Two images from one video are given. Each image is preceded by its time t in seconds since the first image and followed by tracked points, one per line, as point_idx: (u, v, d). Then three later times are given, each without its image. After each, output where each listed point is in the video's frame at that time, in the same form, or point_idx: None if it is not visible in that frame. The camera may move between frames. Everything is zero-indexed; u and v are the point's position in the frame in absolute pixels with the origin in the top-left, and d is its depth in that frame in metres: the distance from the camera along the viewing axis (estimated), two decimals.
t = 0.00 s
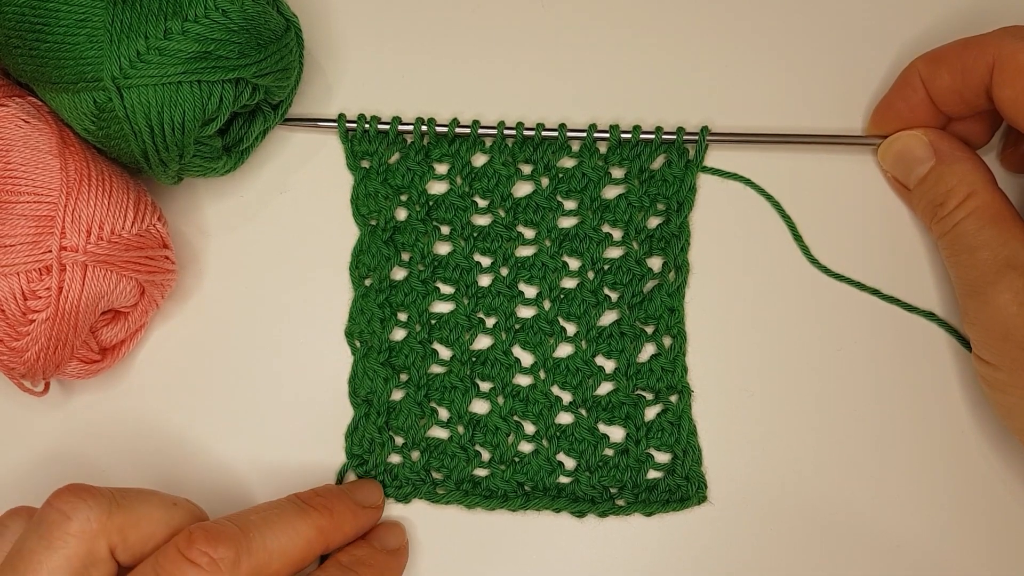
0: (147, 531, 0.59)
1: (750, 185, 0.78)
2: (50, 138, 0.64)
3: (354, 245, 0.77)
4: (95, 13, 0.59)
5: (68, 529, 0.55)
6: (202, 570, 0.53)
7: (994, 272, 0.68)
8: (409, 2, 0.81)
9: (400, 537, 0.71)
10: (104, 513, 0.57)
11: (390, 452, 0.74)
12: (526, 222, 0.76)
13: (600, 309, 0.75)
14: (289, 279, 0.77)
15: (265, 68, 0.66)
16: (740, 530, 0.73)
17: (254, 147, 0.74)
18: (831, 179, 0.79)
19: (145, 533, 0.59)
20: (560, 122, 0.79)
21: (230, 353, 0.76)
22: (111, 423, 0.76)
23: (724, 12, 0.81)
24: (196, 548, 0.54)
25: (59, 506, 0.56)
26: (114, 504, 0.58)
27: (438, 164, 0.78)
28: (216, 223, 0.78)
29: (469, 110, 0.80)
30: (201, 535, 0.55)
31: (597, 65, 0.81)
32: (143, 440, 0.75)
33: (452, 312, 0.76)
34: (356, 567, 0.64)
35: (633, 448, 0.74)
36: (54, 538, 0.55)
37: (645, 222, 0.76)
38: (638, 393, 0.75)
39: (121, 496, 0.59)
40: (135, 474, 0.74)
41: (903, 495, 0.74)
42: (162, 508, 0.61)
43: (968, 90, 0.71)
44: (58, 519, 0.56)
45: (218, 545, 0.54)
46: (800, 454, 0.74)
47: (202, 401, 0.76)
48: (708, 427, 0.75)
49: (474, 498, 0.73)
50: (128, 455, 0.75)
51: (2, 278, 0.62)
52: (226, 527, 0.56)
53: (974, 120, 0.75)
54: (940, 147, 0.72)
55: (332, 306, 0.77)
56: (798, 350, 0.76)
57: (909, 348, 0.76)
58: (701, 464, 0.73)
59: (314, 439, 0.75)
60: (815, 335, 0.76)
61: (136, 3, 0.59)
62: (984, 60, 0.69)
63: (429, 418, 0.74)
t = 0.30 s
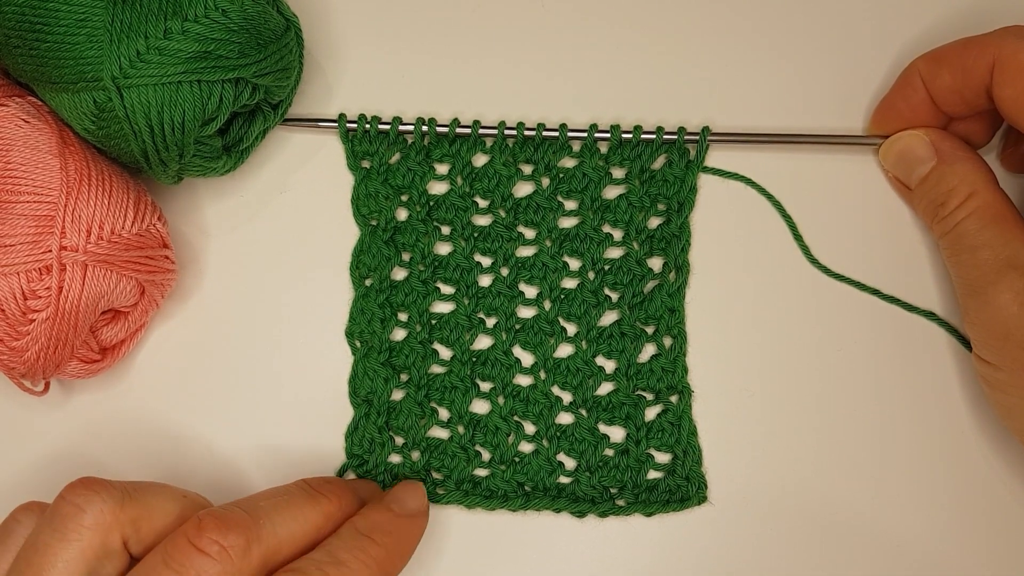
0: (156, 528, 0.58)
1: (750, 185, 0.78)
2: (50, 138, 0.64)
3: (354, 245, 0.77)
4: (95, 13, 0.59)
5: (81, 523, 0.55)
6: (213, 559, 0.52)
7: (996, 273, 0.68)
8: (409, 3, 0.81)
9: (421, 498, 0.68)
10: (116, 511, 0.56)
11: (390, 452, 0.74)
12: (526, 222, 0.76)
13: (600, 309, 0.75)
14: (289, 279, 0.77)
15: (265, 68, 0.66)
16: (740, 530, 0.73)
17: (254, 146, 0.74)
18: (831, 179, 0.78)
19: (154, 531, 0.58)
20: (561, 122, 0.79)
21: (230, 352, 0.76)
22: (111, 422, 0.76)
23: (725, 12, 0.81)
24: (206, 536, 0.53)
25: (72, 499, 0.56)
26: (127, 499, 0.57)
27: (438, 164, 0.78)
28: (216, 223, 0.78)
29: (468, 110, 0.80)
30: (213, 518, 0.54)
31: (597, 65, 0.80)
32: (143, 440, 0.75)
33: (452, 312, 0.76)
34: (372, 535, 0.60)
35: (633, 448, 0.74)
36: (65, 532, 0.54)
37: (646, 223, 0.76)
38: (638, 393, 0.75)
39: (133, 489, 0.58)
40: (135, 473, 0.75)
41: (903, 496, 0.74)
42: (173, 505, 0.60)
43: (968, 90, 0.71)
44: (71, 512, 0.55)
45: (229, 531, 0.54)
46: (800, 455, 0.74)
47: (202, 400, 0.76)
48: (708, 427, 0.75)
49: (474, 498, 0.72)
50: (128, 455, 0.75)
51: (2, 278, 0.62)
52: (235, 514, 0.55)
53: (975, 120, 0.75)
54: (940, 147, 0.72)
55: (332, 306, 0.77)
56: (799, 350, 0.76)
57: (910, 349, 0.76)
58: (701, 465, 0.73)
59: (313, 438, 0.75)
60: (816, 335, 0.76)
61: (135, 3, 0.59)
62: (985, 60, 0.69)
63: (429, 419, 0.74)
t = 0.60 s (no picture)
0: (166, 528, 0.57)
1: (750, 184, 0.78)
2: (50, 138, 0.64)
3: (355, 244, 0.77)
4: (95, 13, 0.59)
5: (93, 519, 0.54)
6: (229, 553, 0.51)
7: (997, 272, 0.67)
8: (410, 3, 0.81)
9: (429, 490, 0.68)
10: (128, 509, 0.55)
11: (390, 453, 0.74)
12: (527, 222, 0.76)
13: (601, 309, 0.75)
14: (289, 279, 0.77)
15: (265, 68, 0.66)
16: (741, 530, 0.73)
17: (255, 147, 0.74)
18: (830, 179, 0.78)
19: (163, 532, 0.57)
20: (562, 122, 0.79)
21: (230, 352, 0.76)
22: (110, 423, 0.75)
23: (725, 12, 0.81)
24: (220, 529, 0.51)
25: (83, 495, 0.55)
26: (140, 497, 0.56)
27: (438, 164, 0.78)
28: (215, 224, 0.78)
29: (468, 110, 0.80)
30: (227, 510, 0.53)
31: (597, 65, 0.80)
32: (143, 440, 0.75)
33: (452, 312, 0.76)
34: (384, 529, 0.60)
35: (633, 448, 0.74)
36: (76, 530, 0.54)
37: (647, 222, 0.76)
38: (639, 393, 0.75)
39: (145, 485, 0.57)
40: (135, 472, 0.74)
41: (904, 495, 0.74)
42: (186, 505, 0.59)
43: (970, 89, 0.71)
44: (84, 509, 0.55)
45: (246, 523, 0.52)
46: (801, 454, 0.74)
47: (202, 400, 0.76)
48: (709, 427, 0.75)
49: (474, 498, 0.72)
50: (128, 455, 0.75)
51: (2, 278, 0.62)
52: (249, 506, 0.54)
53: (976, 119, 0.75)
54: (943, 146, 0.72)
55: (332, 306, 0.77)
56: (799, 349, 0.76)
57: (910, 348, 0.76)
58: (701, 464, 0.73)
59: (313, 437, 0.75)
60: (816, 335, 0.76)
61: (135, 3, 0.59)
62: (987, 58, 0.69)
63: (429, 419, 0.74)
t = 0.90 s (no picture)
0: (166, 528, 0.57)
1: (750, 184, 0.78)
2: (50, 138, 0.64)
3: (356, 244, 0.77)
4: (95, 13, 0.59)
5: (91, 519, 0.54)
6: (231, 552, 0.51)
7: (1008, 271, 0.67)
8: (410, 4, 0.81)
9: (430, 492, 0.68)
10: (128, 508, 0.55)
11: (391, 453, 0.73)
12: (528, 221, 0.76)
13: (602, 309, 0.75)
14: (289, 278, 0.77)
15: (265, 68, 0.66)
16: (741, 530, 0.73)
17: (254, 147, 0.74)
18: (830, 178, 0.78)
19: (164, 530, 0.57)
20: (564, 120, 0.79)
21: (229, 352, 0.76)
22: (110, 423, 0.75)
23: (724, 12, 0.81)
24: (220, 528, 0.51)
25: (84, 495, 0.55)
26: (141, 496, 0.56)
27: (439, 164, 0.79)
28: (215, 224, 0.78)
29: (468, 110, 0.80)
30: (227, 509, 0.53)
31: (597, 65, 0.81)
32: (142, 440, 0.75)
33: (453, 312, 0.76)
34: (385, 529, 0.60)
35: (634, 448, 0.74)
36: (77, 530, 0.54)
37: (648, 221, 0.76)
38: (639, 393, 0.75)
39: (148, 485, 0.57)
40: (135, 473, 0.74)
41: (904, 495, 0.74)
42: (187, 505, 0.59)
43: (982, 85, 0.71)
44: (84, 508, 0.54)
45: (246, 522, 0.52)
46: (801, 454, 0.74)
47: (202, 401, 0.76)
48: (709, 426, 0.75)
49: (474, 498, 0.72)
50: (128, 455, 0.75)
51: (2, 278, 0.62)
52: (249, 506, 0.54)
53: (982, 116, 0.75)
54: (956, 144, 0.72)
55: (333, 306, 0.77)
56: (800, 349, 0.76)
57: (911, 348, 0.76)
58: (701, 464, 0.73)
59: (313, 438, 0.75)
60: (816, 334, 0.76)
61: (136, 3, 0.59)
62: (1001, 55, 0.69)
63: (430, 419, 0.74)
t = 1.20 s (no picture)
0: (156, 526, 0.57)
1: (752, 183, 0.78)
2: (50, 138, 0.64)
3: (356, 243, 0.77)
4: (95, 14, 0.59)
5: (80, 515, 0.54)
6: (217, 550, 0.51)
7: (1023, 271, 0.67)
8: (410, 3, 0.81)
9: (424, 493, 0.68)
10: (116, 505, 0.55)
11: (390, 453, 0.73)
12: (530, 221, 0.76)
13: (603, 309, 0.75)
14: (289, 278, 0.77)
15: (265, 68, 0.66)
16: (741, 530, 0.73)
17: (254, 146, 0.75)
18: (831, 178, 0.78)
19: (154, 528, 0.57)
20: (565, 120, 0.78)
21: (229, 352, 0.76)
22: (111, 423, 0.75)
23: (725, 12, 0.81)
24: (208, 525, 0.51)
25: (73, 492, 0.55)
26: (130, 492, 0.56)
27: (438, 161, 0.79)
28: (215, 223, 0.78)
29: (468, 111, 0.80)
30: (214, 507, 0.53)
31: (597, 65, 0.80)
32: (142, 440, 0.75)
33: (454, 312, 0.76)
34: (376, 533, 0.60)
35: (634, 449, 0.73)
36: (65, 527, 0.54)
37: (649, 221, 0.76)
38: (639, 393, 0.74)
39: (139, 480, 0.57)
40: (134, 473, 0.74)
41: (905, 496, 0.74)
42: (179, 502, 0.59)
43: (995, 83, 0.71)
44: (73, 505, 0.54)
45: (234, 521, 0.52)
46: (801, 454, 0.74)
47: (201, 400, 0.76)
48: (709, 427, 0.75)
49: (474, 498, 0.72)
50: (128, 456, 0.75)
51: (2, 278, 0.62)
52: (239, 505, 0.54)
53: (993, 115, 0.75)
54: (971, 142, 0.71)
55: (333, 305, 0.77)
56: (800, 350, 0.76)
57: (911, 348, 0.76)
58: (702, 465, 0.73)
59: (313, 438, 0.75)
60: (816, 335, 0.76)
61: (135, 4, 0.59)
62: (1017, 54, 0.69)
63: (430, 420, 0.74)
